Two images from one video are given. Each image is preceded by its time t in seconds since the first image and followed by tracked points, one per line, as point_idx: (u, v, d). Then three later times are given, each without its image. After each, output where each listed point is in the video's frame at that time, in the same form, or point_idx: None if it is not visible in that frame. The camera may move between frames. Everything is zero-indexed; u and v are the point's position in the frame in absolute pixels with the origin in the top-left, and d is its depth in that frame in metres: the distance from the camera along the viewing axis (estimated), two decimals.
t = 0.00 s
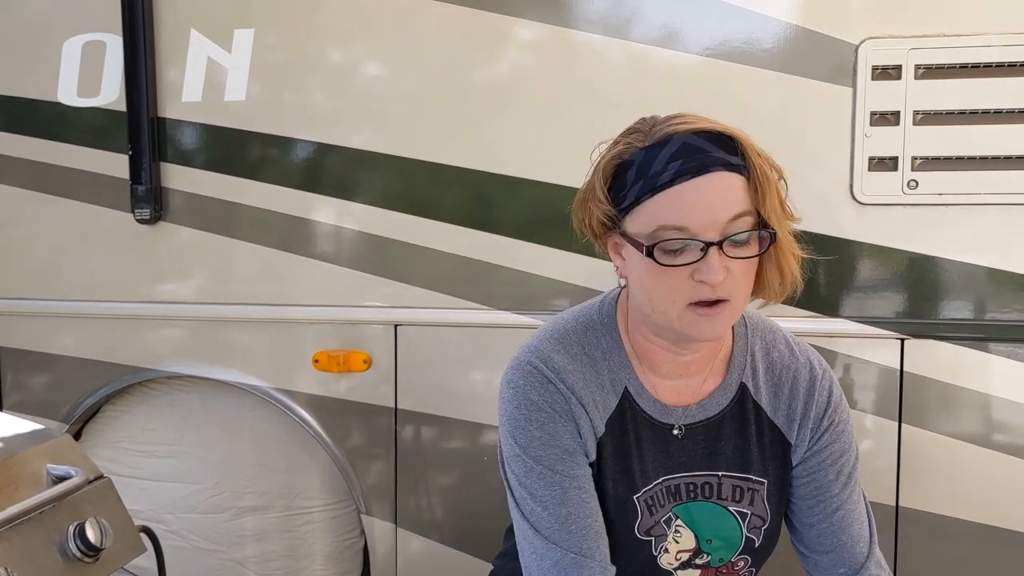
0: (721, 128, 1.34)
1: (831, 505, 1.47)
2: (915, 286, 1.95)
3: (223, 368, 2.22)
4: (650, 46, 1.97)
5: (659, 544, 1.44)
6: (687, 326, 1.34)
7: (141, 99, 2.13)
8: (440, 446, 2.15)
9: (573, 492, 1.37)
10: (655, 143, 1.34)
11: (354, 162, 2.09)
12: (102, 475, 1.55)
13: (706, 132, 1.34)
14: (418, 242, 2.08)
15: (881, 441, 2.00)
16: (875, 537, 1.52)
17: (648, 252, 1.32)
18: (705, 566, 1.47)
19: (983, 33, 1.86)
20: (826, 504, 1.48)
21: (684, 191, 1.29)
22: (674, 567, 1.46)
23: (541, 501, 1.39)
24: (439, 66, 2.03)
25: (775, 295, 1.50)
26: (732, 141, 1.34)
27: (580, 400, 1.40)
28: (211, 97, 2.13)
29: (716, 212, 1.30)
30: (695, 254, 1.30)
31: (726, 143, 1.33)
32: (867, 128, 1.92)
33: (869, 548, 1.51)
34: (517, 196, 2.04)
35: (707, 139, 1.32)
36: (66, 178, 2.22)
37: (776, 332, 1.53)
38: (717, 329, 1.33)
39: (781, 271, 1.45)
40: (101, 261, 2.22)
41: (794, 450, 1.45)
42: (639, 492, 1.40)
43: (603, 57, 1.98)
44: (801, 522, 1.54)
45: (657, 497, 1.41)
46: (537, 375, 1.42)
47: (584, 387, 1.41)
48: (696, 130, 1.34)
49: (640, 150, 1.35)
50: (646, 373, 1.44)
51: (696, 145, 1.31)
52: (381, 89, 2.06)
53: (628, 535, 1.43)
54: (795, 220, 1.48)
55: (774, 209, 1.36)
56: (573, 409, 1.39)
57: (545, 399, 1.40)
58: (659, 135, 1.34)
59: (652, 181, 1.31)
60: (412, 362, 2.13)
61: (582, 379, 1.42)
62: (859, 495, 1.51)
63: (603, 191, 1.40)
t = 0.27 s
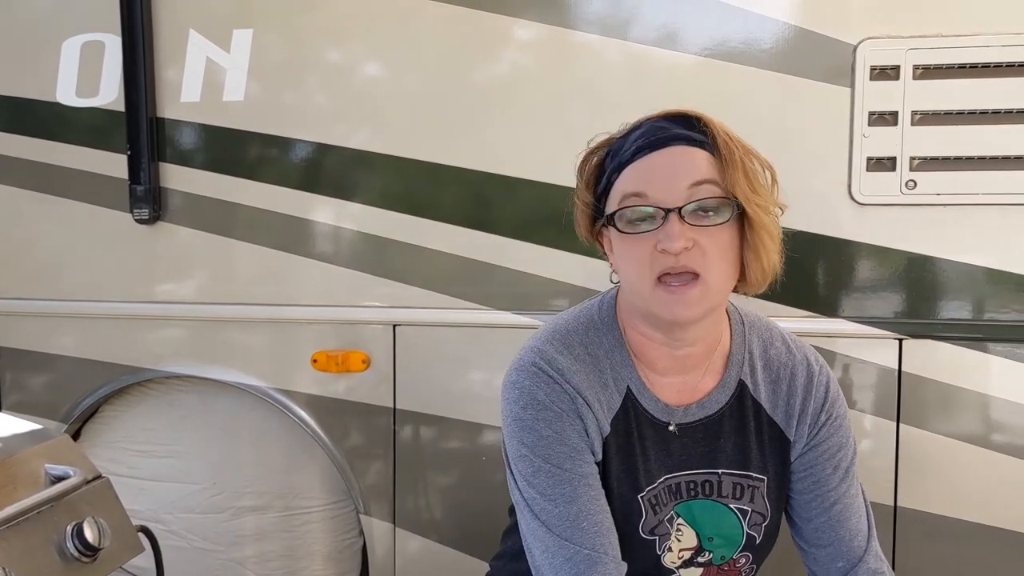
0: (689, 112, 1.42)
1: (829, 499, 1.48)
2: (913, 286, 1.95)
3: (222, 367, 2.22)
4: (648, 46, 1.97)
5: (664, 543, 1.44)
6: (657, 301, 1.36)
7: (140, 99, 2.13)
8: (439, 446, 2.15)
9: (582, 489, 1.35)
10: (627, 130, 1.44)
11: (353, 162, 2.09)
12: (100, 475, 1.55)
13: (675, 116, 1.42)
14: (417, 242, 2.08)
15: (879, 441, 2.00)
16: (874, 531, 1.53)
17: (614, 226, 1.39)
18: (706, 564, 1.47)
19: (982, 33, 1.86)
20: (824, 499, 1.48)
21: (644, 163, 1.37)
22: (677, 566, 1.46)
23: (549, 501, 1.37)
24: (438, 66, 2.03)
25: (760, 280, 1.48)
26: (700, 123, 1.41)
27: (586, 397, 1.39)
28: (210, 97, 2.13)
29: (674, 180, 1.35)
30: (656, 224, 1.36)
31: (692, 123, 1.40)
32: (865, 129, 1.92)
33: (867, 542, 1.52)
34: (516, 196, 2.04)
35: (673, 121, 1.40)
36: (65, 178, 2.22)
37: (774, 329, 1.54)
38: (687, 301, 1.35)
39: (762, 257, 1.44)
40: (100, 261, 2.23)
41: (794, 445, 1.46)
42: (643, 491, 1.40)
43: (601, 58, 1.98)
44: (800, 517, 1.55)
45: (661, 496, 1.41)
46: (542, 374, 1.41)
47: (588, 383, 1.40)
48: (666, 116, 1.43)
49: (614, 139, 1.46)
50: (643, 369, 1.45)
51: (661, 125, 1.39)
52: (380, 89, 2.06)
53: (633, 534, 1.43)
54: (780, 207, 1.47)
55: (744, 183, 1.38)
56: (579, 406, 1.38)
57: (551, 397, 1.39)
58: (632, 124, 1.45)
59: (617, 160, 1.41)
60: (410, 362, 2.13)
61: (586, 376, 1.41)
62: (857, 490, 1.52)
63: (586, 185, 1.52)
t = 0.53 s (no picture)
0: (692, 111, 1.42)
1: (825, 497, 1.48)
2: (913, 286, 1.95)
3: (221, 367, 2.22)
4: (649, 46, 1.97)
5: (661, 543, 1.44)
6: (659, 298, 1.36)
7: (140, 99, 2.13)
8: (439, 446, 2.15)
9: (565, 501, 1.36)
10: (630, 130, 1.44)
11: (353, 162, 2.09)
12: (99, 475, 1.55)
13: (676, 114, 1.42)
14: (417, 242, 2.08)
15: (879, 441, 2.00)
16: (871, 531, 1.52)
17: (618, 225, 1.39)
18: (707, 563, 1.47)
19: (982, 33, 1.86)
20: (820, 497, 1.48)
21: (646, 162, 1.36)
22: (676, 564, 1.46)
23: (532, 509, 1.38)
24: (438, 65, 2.03)
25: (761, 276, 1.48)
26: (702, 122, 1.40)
27: (582, 406, 1.38)
28: (210, 97, 2.13)
29: (676, 178, 1.35)
30: (658, 222, 1.35)
31: (693, 122, 1.40)
32: (865, 128, 1.92)
33: (864, 541, 1.51)
34: (516, 196, 2.04)
35: (674, 120, 1.40)
36: (65, 178, 2.22)
37: (774, 329, 1.54)
38: (689, 299, 1.34)
39: (762, 254, 1.44)
40: (100, 261, 2.22)
41: (793, 444, 1.45)
42: (640, 492, 1.40)
43: (602, 57, 1.98)
44: (797, 515, 1.55)
45: (660, 496, 1.41)
46: (539, 379, 1.40)
47: (586, 392, 1.39)
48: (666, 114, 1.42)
49: (618, 138, 1.46)
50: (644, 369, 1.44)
51: (663, 124, 1.39)
52: (380, 89, 2.06)
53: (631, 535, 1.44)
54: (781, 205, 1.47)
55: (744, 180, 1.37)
56: (574, 415, 1.38)
57: (545, 404, 1.39)
58: (635, 123, 1.45)
59: (620, 160, 1.40)
60: (410, 362, 2.13)
61: (585, 384, 1.40)
62: (855, 489, 1.51)
63: (587, 185, 1.52)
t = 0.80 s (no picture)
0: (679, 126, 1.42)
1: (819, 501, 1.49)
2: (913, 287, 1.95)
3: (221, 367, 2.22)
4: (648, 46, 1.97)
5: (659, 556, 1.45)
6: (654, 313, 1.36)
7: (139, 99, 2.13)
8: (438, 446, 2.15)
9: (549, 530, 1.38)
10: (618, 145, 1.44)
11: (352, 162, 2.09)
12: (98, 475, 1.55)
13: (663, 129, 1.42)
14: (416, 242, 2.08)
15: (879, 441, 2.00)
16: (863, 532, 1.54)
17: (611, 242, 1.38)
18: (705, 570, 1.49)
19: (982, 33, 1.86)
20: (814, 501, 1.49)
21: (637, 178, 1.36)
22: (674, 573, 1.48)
23: (517, 534, 1.40)
24: (437, 66, 2.03)
25: (752, 288, 1.47)
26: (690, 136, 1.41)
27: (574, 433, 1.38)
28: (210, 97, 2.13)
29: (668, 193, 1.35)
30: (651, 237, 1.35)
31: (681, 136, 1.40)
32: (864, 129, 1.92)
33: (856, 542, 1.52)
34: (515, 197, 2.04)
35: (662, 134, 1.40)
36: (64, 177, 2.22)
37: (766, 333, 1.52)
38: (687, 314, 1.34)
39: (754, 266, 1.44)
40: (99, 261, 2.23)
41: (788, 450, 1.46)
42: (636, 507, 1.41)
43: (601, 58, 1.98)
44: (789, 517, 1.56)
45: (656, 510, 1.42)
46: (531, 403, 1.40)
47: (578, 419, 1.39)
48: (653, 129, 1.42)
49: (606, 154, 1.45)
50: (638, 381, 1.44)
51: (652, 139, 1.39)
52: (380, 89, 2.06)
53: (625, 549, 1.44)
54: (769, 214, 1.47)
55: (734, 192, 1.38)
56: (564, 443, 1.38)
57: (536, 430, 1.39)
58: (622, 139, 1.44)
59: (610, 176, 1.39)
60: (410, 362, 2.13)
61: (578, 410, 1.40)
62: (847, 491, 1.52)
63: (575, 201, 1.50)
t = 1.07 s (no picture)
0: (643, 155, 1.34)
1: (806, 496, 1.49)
2: (913, 287, 1.95)
3: (221, 367, 2.22)
4: (648, 46, 1.97)
5: (665, 568, 1.46)
6: (666, 352, 1.33)
7: (139, 99, 2.13)
8: (438, 446, 2.15)
9: (549, 557, 1.38)
10: (586, 188, 1.34)
11: (353, 162, 2.09)
12: (98, 475, 1.55)
13: (630, 163, 1.33)
14: (417, 242, 2.08)
15: (879, 441, 1.99)
16: (850, 527, 1.53)
17: (610, 292, 1.32)
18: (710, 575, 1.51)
19: (982, 33, 1.86)
20: (802, 496, 1.49)
21: (623, 224, 1.29)
22: None
23: (515, 560, 1.40)
24: (438, 66, 2.03)
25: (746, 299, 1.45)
26: (657, 163, 1.33)
27: (575, 462, 1.37)
28: (210, 97, 2.13)
29: (658, 233, 1.29)
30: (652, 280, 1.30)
31: (651, 168, 1.33)
32: (865, 128, 1.92)
33: (843, 537, 1.53)
34: (516, 197, 2.04)
35: (633, 169, 1.32)
36: (65, 177, 2.22)
37: (757, 332, 1.52)
38: (696, 345, 1.32)
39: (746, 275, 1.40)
40: (99, 260, 2.23)
41: (779, 446, 1.46)
42: (638, 525, 1.41)
43: (602, 57, 1.98)
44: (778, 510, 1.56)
45: (659, 525, 1.42)
46: (532, 431, 1.38)
47: (579, 447, 1.38)
48: (619, 164, 1.34)
49: (574, 199, 1.36)
50: (638, 403, 1.43)
51: (623, 177, 1.31)
52: (380, 89, 2.06)
53: (632, 565, 1.45)
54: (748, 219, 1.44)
55: (718, 215, 1.33)
56: (565, 473, 1.37)
57: (537, 459, 1.37)
58: (588, 179, 1.35)
59: (591, 225, 1.32)
60: (410, 362, 2.13)
61: (579, 437, 1.38)
62: (837, 486, 1.51)
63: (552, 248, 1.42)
